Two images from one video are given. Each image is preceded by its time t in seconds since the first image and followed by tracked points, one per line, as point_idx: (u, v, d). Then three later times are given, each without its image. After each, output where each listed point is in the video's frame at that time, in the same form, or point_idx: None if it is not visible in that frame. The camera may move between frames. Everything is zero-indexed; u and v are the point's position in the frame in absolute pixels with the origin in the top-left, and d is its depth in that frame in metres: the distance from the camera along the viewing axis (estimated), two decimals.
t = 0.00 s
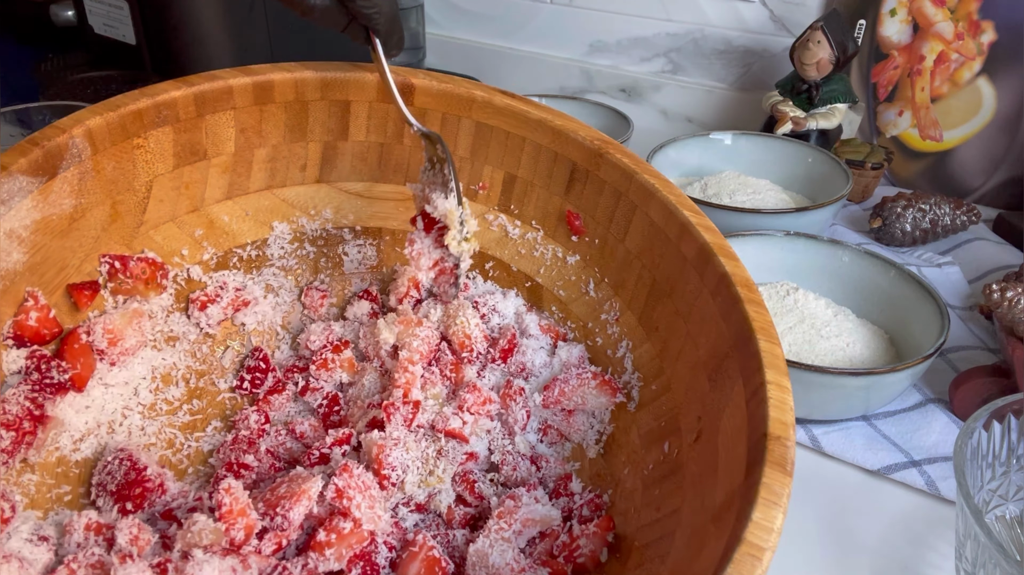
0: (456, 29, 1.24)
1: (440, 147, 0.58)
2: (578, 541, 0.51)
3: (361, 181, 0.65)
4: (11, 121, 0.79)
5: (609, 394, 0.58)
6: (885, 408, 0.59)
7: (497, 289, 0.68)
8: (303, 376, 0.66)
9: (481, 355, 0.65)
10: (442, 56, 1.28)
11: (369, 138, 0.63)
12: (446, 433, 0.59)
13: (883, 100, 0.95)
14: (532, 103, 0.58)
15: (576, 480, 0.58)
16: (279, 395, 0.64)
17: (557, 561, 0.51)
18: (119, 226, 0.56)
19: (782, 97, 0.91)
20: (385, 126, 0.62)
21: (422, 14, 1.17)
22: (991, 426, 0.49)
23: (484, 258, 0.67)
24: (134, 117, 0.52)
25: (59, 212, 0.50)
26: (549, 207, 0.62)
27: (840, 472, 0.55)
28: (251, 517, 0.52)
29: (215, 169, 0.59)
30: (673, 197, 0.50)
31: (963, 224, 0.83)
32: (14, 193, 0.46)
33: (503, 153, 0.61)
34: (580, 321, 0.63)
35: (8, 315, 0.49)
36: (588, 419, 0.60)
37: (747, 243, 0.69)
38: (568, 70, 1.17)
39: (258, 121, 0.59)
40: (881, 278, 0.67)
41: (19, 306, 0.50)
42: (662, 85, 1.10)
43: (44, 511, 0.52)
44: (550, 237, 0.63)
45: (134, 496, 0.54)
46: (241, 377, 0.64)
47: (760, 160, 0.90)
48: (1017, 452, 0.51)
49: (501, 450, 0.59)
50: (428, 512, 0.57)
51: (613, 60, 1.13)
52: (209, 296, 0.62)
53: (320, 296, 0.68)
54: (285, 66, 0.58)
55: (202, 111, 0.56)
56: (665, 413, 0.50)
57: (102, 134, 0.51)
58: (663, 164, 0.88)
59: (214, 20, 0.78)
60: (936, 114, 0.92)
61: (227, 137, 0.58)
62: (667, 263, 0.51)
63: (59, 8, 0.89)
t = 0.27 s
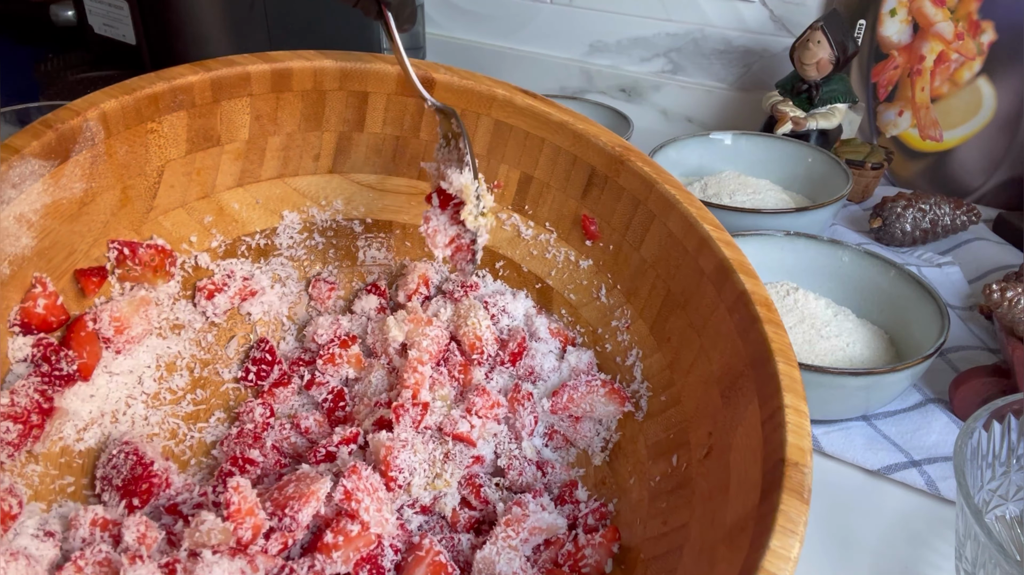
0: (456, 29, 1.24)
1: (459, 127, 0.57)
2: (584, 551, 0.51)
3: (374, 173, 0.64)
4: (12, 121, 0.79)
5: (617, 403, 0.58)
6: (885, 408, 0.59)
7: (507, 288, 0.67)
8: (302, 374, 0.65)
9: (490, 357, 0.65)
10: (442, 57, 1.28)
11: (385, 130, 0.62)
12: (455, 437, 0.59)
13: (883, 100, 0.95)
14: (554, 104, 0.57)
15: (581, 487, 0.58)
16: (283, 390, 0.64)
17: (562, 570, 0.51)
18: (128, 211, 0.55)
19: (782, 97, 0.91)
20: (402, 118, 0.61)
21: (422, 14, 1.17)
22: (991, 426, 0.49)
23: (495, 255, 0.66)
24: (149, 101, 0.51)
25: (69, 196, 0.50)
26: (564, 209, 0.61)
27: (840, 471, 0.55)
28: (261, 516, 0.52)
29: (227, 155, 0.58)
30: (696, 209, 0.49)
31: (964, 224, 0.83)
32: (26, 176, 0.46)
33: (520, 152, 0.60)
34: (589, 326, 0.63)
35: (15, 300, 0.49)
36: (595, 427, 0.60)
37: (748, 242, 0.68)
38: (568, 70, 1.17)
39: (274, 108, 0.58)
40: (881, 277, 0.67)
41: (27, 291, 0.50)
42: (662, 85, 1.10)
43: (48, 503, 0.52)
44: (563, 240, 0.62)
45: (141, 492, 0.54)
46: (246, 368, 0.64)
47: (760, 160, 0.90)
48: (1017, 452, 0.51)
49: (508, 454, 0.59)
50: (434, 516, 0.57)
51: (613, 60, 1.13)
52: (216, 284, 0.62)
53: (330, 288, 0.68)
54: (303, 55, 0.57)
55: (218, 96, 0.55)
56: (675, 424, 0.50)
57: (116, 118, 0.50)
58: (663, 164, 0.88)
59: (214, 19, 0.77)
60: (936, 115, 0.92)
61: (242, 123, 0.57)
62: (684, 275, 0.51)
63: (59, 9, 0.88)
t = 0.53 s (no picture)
0: (456, 29, 1.24)
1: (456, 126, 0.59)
2: (584, 548, 0.50)
3: (371, 177, 0.66)
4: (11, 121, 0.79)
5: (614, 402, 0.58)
6: (885, 408, 0.59)
7: (504, 291, 0.68)
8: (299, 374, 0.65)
9: (489, 358, 0.65)
10: (442, 56, 1.28)
11: (382, 134, 0.63)
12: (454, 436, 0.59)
13: (883, 100, 0.95)
14: (549, 108, 0.59)
15: (580, 485, 0.58)
16: (283, 392, 0.63)
17: (562, 567, 0.51)
18: (128, 213, 0.56)
19: (782, 97, 0.91)
20: (400, 122, 0.62)
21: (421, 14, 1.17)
22: (991, 426, 0.49)
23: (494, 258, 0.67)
24: (151, 103, 0.52)
25: (70, 197, 0.51)
26: (560, 212, 0.62)
27: (840, 472, 0.55)
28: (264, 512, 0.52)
29: (226, 158, 0.60)
30: (690, 210, 0.51)
31: (964, 224, 0.83)
32: (27, 175, 0.47)
33: (518, 155, 0.61)
34: (586, 327, 0.63)
35: (16, 299, 0.49)
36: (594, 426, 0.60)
37: (748, 242, 0.69)
38: (568, 69, 1.17)
39: (273, 111, 0.59)
40: (881, 278, 0.67)
41: (28, 291, 0.50)
42: (662, 85, 1.10)
43: (49, 502, 0.52)
44: (560, 242, 0.63)
45: (143, 493, 0.54)
46: (245, 370, 0.64)
47: (760, 160, 0.90)
48: (1017, 452, 0.51)
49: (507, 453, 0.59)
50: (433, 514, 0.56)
51: (613, 60, 1.13)
52: (214, 287, 0.63)
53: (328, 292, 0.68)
54: (303, 59, 0.58)
55: (219, 99, 0.56)
56: (673, 422, 0.51)
57: (118, 120, 0.51)
58: (664, 164, 0.88)
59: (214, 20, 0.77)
60: (936, 115, 0.92)
61: (241, 126, 0.59)
62: (679, 275, 0.52)
63: (60, 9, 0.88)
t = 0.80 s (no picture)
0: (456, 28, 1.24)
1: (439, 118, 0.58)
2: (572, 512, 0.50)
3: (337, 210, 0.66)
4: (11, 122, 0.80)
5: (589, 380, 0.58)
6: (885, 408, 0.59)
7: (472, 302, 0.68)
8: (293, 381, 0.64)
9: (464, 356, 0.64)
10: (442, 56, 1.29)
11: (343, 165, 0.64)
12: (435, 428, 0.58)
13: (883, 100, 0.95)
14: (491, 121, 0.61)
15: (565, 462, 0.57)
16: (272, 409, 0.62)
17: (554, 533, 0.50)
18: (107, 253, 0.57)
19: (782, 97, 0.91)
20: (359, 152, 0.64)
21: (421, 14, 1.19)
22: (991, 426, 0.49)
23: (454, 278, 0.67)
24: (122, 146, 0.54)
25: (51, 235, 0.53)
26: (515, 217, 0.63)
27: (840, 472, 0.55)
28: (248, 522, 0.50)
29: (198, 199, 0.61)
30: (631, 187, 0.54)
31: (964, 224, 0.83)
32: (9, 213, 0.49)
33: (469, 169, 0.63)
34: (555, 321, 0.64)
35: (4, 328, 0.51)
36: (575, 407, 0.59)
37: (748, 242, 0.69)
38: (568, 70, 1.17)
39: (238, 152, 0.60)
40: (881, 278, 0.67)
41: (15, 319, 0.52)
42: (662, 85, 1.10)
43: (43, 515, 0.51)
44: (520, 245, 0.64)
45: (135, 502, 0.53)
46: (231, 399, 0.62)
47: (760, 160, 0.90)
48: (1018, 452, 0.51)
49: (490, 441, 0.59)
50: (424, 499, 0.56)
51: (613, 60, 1.13)
52: (196, 320, 0.63)
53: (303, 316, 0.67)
54: (261, 100, 0.60)
55: (185, 143, 0.58)
56: (646, 390, 0.52)
57: (93, 163, 0.53)
58: (664, 164, 0.88)
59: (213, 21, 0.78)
60: (936, 114, 0.92)
61: (209, 168, 0.60)
62: (634, 252, 0.54)
63: (59, 8, 0.90)
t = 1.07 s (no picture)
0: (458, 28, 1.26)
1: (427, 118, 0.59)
2: (561, 486, 0.51)
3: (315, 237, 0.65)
4: (10, 121, 0.79)
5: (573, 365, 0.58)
6: (885, 408, 0.59)
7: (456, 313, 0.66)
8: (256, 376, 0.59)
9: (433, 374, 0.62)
10: (442, 57, 1.29)
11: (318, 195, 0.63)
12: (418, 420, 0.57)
13: (883, 100, 0.95)
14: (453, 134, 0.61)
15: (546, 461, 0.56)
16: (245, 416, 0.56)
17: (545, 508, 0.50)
18: (96, 287, 0.56)
19: (782, 97, 0.91)
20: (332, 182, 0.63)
21: (422, 16, 1.21)
22: (991, 426, 0.49)
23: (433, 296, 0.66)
24: (107, 182, 0.54)
25: (43, 269, 0.51)
26: (488, 225, 0.63)
27: (840, 472, 0.55)
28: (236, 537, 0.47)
29: (182, 234, 0.60)
30: (588, 179, 0.56)
31: (963, 224, 0.83)
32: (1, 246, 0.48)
33: (441, 185, 0.63)
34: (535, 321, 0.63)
35: None
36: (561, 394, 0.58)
37: (748, 243, 0.70)
38: (568, 70, 1.17)
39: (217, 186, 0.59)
40: (881, 278, 0.67)
41: (9, 345, 0.51)
42: (662, 85, 1.10)
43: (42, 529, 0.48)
44: (495, 252, 0.64)
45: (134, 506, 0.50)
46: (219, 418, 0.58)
47: (760, 160, 0.90)
48: (1017, 453, 0.51)
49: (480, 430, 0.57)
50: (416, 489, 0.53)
51: (613, 60, 1.14)
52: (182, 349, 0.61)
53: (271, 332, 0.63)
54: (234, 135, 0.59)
55: (167, 179, 0.57)
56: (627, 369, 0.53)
57: (79, 198, 0.52)
58: (664, 164, 0.88)
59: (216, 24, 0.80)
60: (935, 114, 0.92)
61: (190, 203, 0.59)
62: (602, 240, 0.56)
63: (59, 9, 0.90)
